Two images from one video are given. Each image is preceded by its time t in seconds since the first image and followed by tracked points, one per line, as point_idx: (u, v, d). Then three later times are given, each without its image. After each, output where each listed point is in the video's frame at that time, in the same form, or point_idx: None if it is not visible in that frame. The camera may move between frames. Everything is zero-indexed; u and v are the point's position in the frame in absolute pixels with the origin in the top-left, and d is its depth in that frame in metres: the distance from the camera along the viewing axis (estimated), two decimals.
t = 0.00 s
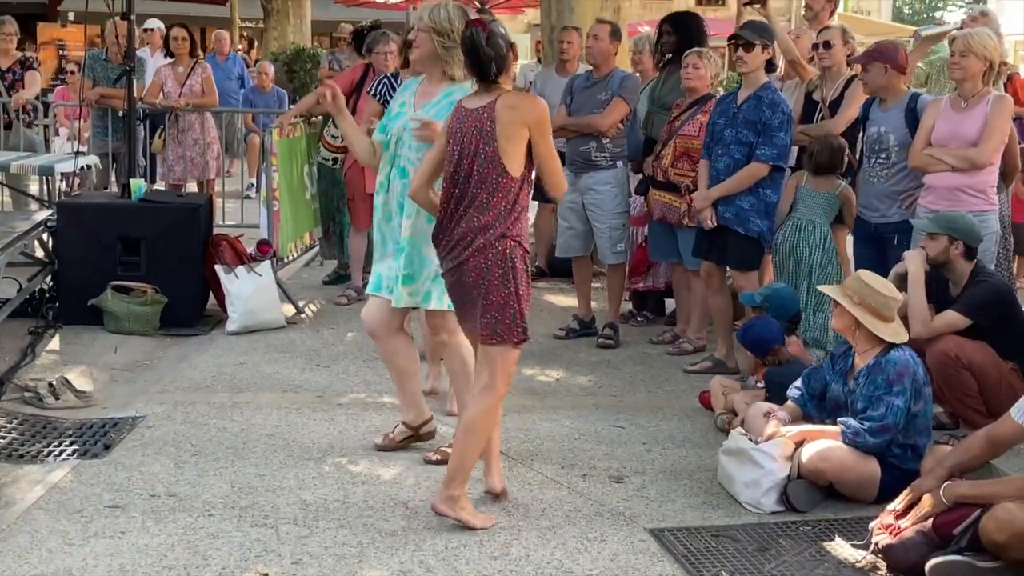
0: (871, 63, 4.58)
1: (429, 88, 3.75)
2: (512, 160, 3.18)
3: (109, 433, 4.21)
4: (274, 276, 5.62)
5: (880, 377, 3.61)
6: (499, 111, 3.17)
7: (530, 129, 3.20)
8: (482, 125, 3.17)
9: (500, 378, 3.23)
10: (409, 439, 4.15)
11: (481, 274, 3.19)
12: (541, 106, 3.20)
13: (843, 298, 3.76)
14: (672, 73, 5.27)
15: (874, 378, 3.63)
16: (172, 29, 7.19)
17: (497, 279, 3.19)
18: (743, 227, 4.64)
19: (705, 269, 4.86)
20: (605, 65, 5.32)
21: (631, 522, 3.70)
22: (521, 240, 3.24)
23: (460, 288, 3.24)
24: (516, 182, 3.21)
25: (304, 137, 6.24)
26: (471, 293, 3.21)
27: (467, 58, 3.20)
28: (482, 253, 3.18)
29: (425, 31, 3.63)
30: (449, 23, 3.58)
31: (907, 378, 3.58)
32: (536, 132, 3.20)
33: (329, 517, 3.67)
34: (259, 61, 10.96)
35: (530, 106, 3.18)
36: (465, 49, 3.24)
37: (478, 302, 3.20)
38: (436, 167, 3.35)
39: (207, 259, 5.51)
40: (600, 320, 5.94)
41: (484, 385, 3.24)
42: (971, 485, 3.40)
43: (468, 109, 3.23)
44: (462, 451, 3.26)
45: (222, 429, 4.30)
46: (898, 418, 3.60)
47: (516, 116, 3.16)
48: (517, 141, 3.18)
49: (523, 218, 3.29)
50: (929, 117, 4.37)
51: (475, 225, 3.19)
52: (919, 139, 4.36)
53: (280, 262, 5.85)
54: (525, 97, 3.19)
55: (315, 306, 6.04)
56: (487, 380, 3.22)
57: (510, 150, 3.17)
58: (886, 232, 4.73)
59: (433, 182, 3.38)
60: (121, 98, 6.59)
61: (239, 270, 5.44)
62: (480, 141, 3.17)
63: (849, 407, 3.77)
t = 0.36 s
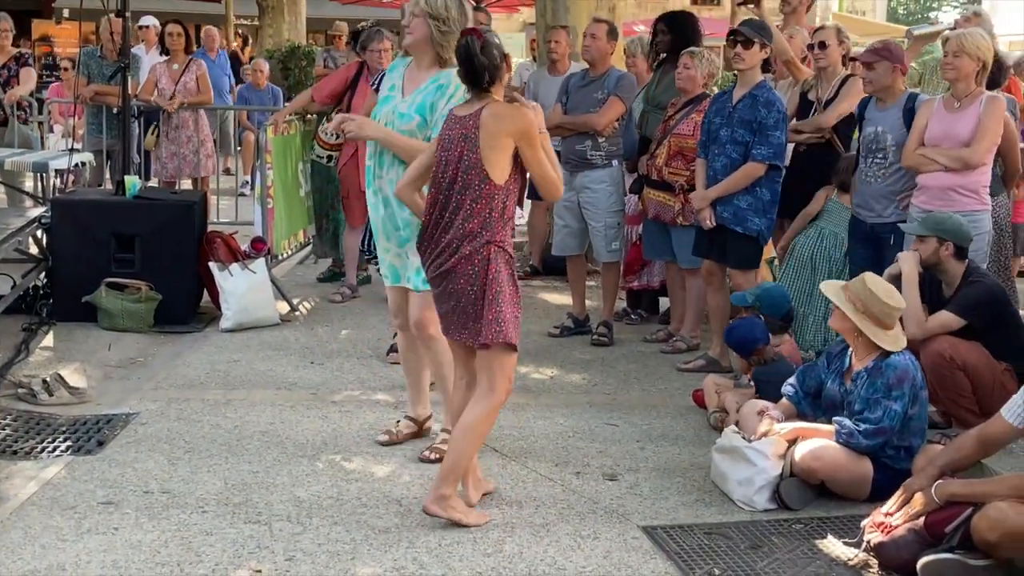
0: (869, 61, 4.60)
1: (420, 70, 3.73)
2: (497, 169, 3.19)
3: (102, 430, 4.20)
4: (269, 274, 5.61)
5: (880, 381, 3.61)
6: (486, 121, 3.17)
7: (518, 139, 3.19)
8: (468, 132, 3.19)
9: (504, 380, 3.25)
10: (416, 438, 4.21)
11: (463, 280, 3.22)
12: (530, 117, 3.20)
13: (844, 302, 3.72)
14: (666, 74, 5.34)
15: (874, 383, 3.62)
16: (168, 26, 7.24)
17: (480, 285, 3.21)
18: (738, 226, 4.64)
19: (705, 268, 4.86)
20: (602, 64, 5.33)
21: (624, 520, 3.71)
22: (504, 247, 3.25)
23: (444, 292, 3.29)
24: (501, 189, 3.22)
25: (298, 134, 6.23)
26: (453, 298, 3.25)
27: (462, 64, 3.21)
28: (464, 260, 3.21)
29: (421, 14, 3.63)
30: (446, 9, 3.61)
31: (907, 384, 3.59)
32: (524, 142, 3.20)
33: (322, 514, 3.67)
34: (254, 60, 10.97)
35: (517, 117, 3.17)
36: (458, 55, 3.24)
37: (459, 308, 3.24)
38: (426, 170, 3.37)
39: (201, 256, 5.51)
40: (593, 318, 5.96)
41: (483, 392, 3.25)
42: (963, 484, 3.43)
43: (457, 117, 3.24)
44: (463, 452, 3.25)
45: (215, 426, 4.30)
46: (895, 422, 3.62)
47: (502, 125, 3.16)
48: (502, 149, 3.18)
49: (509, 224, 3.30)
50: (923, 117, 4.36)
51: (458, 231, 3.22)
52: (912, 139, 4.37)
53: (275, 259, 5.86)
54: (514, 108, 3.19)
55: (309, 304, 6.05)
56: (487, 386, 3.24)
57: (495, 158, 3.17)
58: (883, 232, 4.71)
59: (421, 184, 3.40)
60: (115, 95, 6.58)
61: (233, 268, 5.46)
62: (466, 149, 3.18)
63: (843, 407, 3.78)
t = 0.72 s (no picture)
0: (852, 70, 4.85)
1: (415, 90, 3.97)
2: (485, 187, 3.47)
3: (130, 416, 4.49)
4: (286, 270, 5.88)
5: (851, 366, 3.88)
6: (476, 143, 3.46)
7: (505, 160, 3.48)
8: (459, 154, 3.46)
9: (499, 375, 3.57)
10: (423, 423, 4.48)
11: (455, 289, 3.51)
12: (516, 141, 3.50)
13: (819, 293, 4.02)
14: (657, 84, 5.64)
15: (845, 368, 3.89)
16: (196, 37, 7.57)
17: (472, 295, 3.50)
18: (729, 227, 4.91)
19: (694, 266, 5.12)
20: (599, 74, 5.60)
21: (618, 500, 3.98)
22: (493, 259, 3.54)
23: (437, 300, 3.58)
24: (489, 206, 3.50)
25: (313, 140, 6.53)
26: (446, 307, 3.54)
27: (456, 88, 3.49)
28: (456, 271, 3.50)
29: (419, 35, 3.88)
30: (450, 33, 3.90)
31: (876, 367, 3.87)
32: (511, 163, 3.49)
33: (336, 494, 3.95)
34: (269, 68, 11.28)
35: (505, 141, 3.47)
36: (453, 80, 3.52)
37: (452, 315, 3.54)
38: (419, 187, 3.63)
39: (223, 254, 5.80)
40: (589, 312, 6.26)
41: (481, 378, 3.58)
42: (934, 469, 3.76)
43: (450, 138, 3.52)
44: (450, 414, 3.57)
45: (237, 412, 4.58)
46: (867, 404, 3.88)
47: (492, 147, 3.45)
48: (491, 169, 3.46)
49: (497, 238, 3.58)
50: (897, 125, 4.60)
51: (450, 245, 3.50)
52: (889, 145, 4.60)
53: (291, 257, 6.15)
54: (501, 132, 3.49)
55: (323, 299, 6.33)
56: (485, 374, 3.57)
57: (483, 178, 3.46)
58: (866, 232, 5.02)
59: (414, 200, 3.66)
60: (143, 103, 6.88)
61: (252, 265, 5.71)
62: (457, 170, 3.46)
63: (821, 394, 4.05)
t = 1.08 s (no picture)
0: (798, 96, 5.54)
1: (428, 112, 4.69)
2: (486, 172, 4.20)
3: (189, 392, 5.22)
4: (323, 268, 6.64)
5: (811, 353, 4.56)
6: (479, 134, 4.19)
7: (503, 149, 4.21)
8: (464, 143, 4.18)
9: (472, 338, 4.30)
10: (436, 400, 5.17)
11: (457, 258, 4.23)
12: (512, 134, 4.23)
13: (782, 290, 4.63)
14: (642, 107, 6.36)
15: (806, 354, 4.57)
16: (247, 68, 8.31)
17: (472, 263, 4.22)
18: (704, 232, 5.60)
19: (671, 265, 5.84)
20: (593, 99, 6.31)
21: (607, 465, 4.67)
22: (490, 234, 4.27)
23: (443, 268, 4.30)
24: (489, 187, 4.23)
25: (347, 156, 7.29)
26: (450, 273, 4.26)
27: (461, 91, 4.23)
28: (459, 243, 4.23)
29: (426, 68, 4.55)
30: (452, 67, 4.57)
31: (832, 355, 4.52)
32: (509, 151, 4.22)
33: (366, 459, 4.65)
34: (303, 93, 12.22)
35: (504, 132, 4.19)
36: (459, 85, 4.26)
37: (454, 281, 4.26)
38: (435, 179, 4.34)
39: (269, 252, 6.63)
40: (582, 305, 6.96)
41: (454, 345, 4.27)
42: (880, 437, 4.42)
43: (458, 131, 4.25)
44: (435, 388, 4.28)
45: (282, 388, 5.30)
46: (822, 386, 4.55)
47: (491, 138, 4.17)
48: (491, 157, 4.19)
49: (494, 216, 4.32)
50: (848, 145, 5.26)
51: (456, 221, 4.24)
52: (840, 161, 5.25)
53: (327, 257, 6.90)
54: (500, 125, 4.22)
55: (356, 293, 7.05)
56: (455, 340, 4.26)
57: (485, 164, 4.18)
58: (807, 233, 5.73)
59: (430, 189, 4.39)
60: (201, 125, 7.67)
61: (295, 263, 6.47)
62: (463, 157, 4.18)
63: (783, 375, 4.73)
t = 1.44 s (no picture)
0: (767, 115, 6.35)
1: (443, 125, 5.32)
2: (497, 193, 4.79)
3: (226, 379, 5.82)
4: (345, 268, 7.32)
5: (782, 345, 5.10)
6: (489, 160, 4.76)
7: (510, 172, 4.79)
8: (477, 168, 4.76)
9: (502, 337, 4.87)
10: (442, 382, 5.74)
11: (476, 270, 4.85)
12: (518, 158, 4.80)
13: (755, 291, 5.11)
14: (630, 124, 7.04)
15: (778, 346, 5.12)
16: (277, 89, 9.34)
17: (488, 273, 4.84)
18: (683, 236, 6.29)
19: (655, 265, 6.59)
20: (587, 117, 6.90)
21: (599, 444, 5.21)
22: (502, 246, 4.89)
23: (463, 278, 4.93)
24: (500, 206, 4.82)
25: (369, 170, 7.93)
26: (470, 282, 4.89)
27: (470, 120, 4.79)
28: (477, 256, 4.85)
29: (444, 85, 5.14)
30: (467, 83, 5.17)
31: (800, 347, 5.06)
32: (515, 174, 4.80)
33: (383, 440, 5.15)
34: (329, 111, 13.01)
35: (510, 157, 4.76)
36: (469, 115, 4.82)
37: (474, 290, 4.88)
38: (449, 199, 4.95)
39: (297, 254, 7.29)
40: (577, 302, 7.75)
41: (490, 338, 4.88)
42: (842, 419, 4.83)
43: (470, 156, 4.83)
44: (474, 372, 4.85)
45: (309, 376, 5.90)
46: (792, 374, 5.09)
47: (500, 163, 4.75)
48: (500, 180, 4.77)
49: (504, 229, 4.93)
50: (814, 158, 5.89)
51: (472, 237, 4.84)
52: (807, 172, 5.90)
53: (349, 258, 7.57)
54: (507, 151, 4.79)
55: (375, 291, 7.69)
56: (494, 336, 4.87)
57: (496, 186, 4.77)
58: (773, 237, 6.54)
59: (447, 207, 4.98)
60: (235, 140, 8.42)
61: (320, 264, 7.16)
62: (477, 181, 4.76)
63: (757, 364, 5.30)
